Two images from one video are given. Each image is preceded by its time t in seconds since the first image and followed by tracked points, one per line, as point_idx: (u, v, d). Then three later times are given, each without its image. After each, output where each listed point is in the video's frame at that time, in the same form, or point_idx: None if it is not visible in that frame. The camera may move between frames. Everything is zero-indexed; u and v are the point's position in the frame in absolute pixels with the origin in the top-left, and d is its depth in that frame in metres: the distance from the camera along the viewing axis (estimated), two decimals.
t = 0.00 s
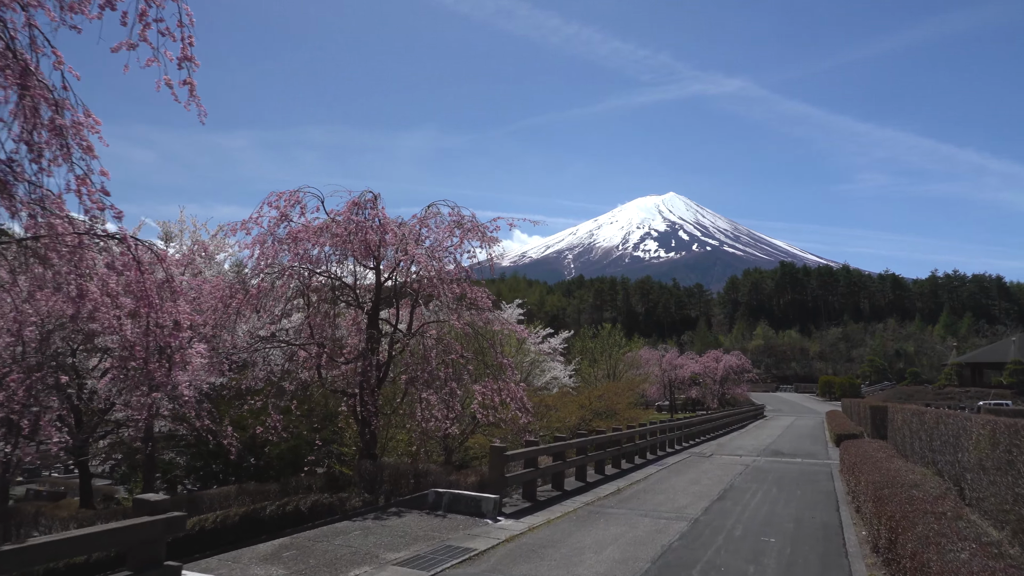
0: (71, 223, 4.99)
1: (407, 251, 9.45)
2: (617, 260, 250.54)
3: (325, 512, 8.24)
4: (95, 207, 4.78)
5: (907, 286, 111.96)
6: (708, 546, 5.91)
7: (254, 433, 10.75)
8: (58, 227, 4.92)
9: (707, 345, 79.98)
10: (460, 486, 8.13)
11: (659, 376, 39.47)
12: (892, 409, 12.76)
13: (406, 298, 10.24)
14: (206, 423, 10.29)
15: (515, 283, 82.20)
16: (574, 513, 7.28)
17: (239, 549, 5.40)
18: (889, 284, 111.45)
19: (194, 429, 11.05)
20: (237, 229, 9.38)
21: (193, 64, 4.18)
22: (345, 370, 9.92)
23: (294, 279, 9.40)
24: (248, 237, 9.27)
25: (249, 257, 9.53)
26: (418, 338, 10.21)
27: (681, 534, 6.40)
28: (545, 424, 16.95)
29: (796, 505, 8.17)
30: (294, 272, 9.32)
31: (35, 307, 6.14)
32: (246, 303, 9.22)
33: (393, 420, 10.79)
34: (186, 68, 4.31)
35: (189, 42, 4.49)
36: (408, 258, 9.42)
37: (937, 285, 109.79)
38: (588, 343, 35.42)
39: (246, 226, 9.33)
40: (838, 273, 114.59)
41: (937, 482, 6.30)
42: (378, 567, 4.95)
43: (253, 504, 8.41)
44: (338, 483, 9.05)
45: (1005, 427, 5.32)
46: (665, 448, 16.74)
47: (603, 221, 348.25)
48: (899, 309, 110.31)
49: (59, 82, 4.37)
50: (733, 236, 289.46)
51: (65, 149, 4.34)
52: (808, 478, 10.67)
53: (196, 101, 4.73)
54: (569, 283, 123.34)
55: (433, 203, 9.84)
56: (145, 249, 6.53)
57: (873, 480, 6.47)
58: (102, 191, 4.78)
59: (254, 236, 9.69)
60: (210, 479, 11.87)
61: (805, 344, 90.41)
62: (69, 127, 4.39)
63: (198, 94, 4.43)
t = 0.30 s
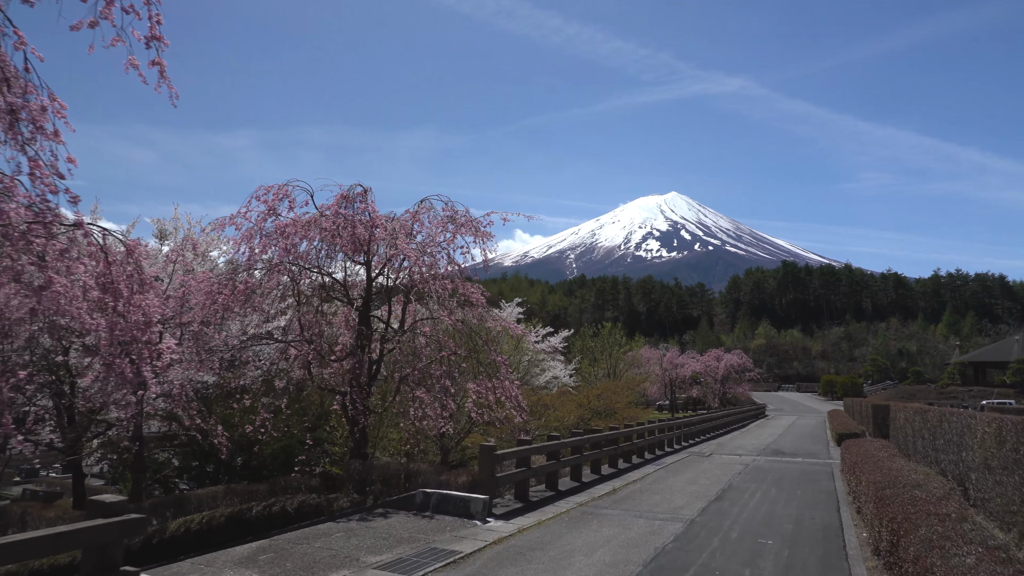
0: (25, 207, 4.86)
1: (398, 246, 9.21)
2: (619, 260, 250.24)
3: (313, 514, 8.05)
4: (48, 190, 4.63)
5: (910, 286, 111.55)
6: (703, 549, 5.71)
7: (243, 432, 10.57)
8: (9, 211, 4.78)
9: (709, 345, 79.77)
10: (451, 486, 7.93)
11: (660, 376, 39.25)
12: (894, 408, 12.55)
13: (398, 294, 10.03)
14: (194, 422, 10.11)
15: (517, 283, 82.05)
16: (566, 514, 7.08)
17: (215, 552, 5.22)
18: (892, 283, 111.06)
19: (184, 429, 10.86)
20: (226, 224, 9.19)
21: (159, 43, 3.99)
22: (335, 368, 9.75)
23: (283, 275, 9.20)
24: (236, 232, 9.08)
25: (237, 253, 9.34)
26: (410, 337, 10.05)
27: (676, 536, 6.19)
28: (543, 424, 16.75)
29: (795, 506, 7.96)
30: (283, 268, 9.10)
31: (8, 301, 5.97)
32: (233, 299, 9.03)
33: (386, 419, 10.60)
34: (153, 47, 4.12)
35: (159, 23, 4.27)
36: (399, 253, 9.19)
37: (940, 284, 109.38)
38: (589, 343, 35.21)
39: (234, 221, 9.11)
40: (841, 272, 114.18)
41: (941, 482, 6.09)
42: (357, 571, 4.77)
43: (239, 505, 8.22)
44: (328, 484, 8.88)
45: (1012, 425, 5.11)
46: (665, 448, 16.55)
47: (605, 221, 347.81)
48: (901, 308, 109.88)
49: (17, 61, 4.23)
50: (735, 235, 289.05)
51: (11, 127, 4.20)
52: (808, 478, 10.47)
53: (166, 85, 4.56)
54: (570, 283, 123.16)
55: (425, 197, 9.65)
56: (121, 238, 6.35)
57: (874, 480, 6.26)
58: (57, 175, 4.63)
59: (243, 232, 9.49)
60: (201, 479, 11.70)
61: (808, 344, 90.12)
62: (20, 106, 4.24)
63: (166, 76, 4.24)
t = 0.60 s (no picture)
0: None
1: (388, 244, 8.99)
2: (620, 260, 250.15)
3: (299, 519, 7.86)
4: None
5: (911, 285, 111.28)
6: (697, 557, 5.52)
7: (233, 433, 10.41)
8: None
9: (709, 345, 79.58)
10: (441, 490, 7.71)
11: (660, 376, 39.08)
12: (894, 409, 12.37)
13: (390, 294, 9.84)
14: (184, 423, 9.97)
15: (517, 283, 81.90)
16: (558, 519, 6.90)
17: (190, 562, 5.07)
18: (893, 283, 110.80)
19: (175, 430, 10.72)
20: (214, 222, 9.03)
21: (123, 29, 3.78)
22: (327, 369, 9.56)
23: (272, 275, 9.02)
24: (224, 230, 8.91)
25: (226, 252, 9.16)
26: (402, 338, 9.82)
27: (670, 542, 6.02)
28: (541, 425, 16.56)
29: (794, 510, 7.76)
30: (271, 267, 8.90)
31: None
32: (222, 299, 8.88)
33: (378, 421, 10.43)
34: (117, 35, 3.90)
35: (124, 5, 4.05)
36: (389, 252, 8.98)
37: (941, 284, 109.12)
38: (588, 343, 35.03)
39: (222, 220, 8.94)
40: (842, 271, 113.89)
41: (945, 487, 5.90)
42: None
43: (224, 509, 8.05)
44: (318, 487, 8.71)
45: (1019, 429, 4.90)
46: (664, 448, 16.38)
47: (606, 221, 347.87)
48: (903, 308, 109.57)
49: None
50: (736, 235, 288.82)
51: None
52: (807, 480, 10.30)
53: (134, 73, 4.30)
54: (571, 283, 123.15)
55: (417, 194, 9.45)
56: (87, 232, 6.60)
57: (876, 485, 6.06)
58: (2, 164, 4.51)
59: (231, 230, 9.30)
60: (192, 482, 11.53)
61: (809, 344, 89.90)
62: None
63: (132, 62, 4.01)
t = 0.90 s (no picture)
0: None
1: (377, 240, 8.78)
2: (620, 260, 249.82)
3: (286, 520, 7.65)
4: None
5: (912, 285, 110.93)
6: (694, 562, 5.31)
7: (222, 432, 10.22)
8: None
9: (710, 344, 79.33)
10: (432, 491, 7.49)
11: (660, 375, 38.82)
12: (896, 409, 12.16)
13: (381, 290, 9.63)
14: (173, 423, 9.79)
15: (516, 283, 81.62)
16: (551, 522, 6.69)
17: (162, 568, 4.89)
18: (894, 282, 110.41)
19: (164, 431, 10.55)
20: (200, 217, 8.80)
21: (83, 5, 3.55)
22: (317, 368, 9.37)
23: (260, 271, 8.80)
24: (211, 225, 8.68)
25: (213, 248, 8.96)
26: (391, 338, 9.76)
27: (665, 546, 5.80)
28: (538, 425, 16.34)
29: (795, 512, 7.55)
30: (260, 264, 8.69)
31: None
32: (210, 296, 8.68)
33: (369, 420, 10.22)
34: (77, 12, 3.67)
35: None
36: (379, 247, 8.76)
37: (942, 284, 108.77)
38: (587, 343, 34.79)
39: (208, 215, 8.71)
40: (843, 271, 113.63)
41: (951, 489, 5.69)
42: None
43: (209, 511, 7.85)
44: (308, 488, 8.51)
45: None
46: (664, 448, 16.17)
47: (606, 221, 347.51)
48: (904, 307, 109.28)
49: None
50: (737, 235, 288.38)
51: None
52: (809, 481, 10.09)
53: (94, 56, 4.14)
54: (571, 283, 122.83)
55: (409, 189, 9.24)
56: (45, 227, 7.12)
57: (880, 486, 5.84)
58: None
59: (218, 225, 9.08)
60: (182, 482, 11.35)
61: (810, 343, 89.56)
62: None
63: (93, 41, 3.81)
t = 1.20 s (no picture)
0: None
1: (368, 237, 8.57)
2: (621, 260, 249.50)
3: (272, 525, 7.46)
4: None
5: (914, 284, 110.66)
6: (690, 571, 5.10)
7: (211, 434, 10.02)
8: None
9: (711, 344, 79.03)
10: (423, 495, 7.29)
11: (660, 376, 38.54)
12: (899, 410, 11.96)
13: (373, 289, 9.43)
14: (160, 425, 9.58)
15: (517, 283, 81.30)
16: (544, 527, 6.50)
17: None
18: (896, 282, 110.13)
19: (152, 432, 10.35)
20: (187, 214, 8.59)
21: None
22: (308, 369, 9.17)
23: (248, 270, 8.57)
24: (197, 222, 8.46)
25: (199, 245, 8.75)
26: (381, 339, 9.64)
27: (660, 554, 5.59)
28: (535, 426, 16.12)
29: (796, 517, 7.34)
30: (248, 262, 8.45)
31: None
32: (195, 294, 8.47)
33: (360, 420, 10.02)
34: None
35: None
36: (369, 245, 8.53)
37: (944, 283, 108.47)
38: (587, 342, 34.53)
39: (195, 211, 8.51)
40: (845, 270, 113.29)
41: (958, 494, 5.48)
42: None
43: (195, 516, 7.65)
44: (297, 492, 8.36)
45: None
46: (664, 449, 15.95)
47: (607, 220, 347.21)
48: (906, 307, 108.95)
49: None
50: (738, 235, 288.11)
51: None
52: (810, 484, 9.88)
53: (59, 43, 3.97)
54: (572, 283, 122.57)
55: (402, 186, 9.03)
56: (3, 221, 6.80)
57: (885, 491, 5.62)
58: None
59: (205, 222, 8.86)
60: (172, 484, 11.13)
61: (812, 343, 89.22)
62: None
63: (54, 23, 3.66)
